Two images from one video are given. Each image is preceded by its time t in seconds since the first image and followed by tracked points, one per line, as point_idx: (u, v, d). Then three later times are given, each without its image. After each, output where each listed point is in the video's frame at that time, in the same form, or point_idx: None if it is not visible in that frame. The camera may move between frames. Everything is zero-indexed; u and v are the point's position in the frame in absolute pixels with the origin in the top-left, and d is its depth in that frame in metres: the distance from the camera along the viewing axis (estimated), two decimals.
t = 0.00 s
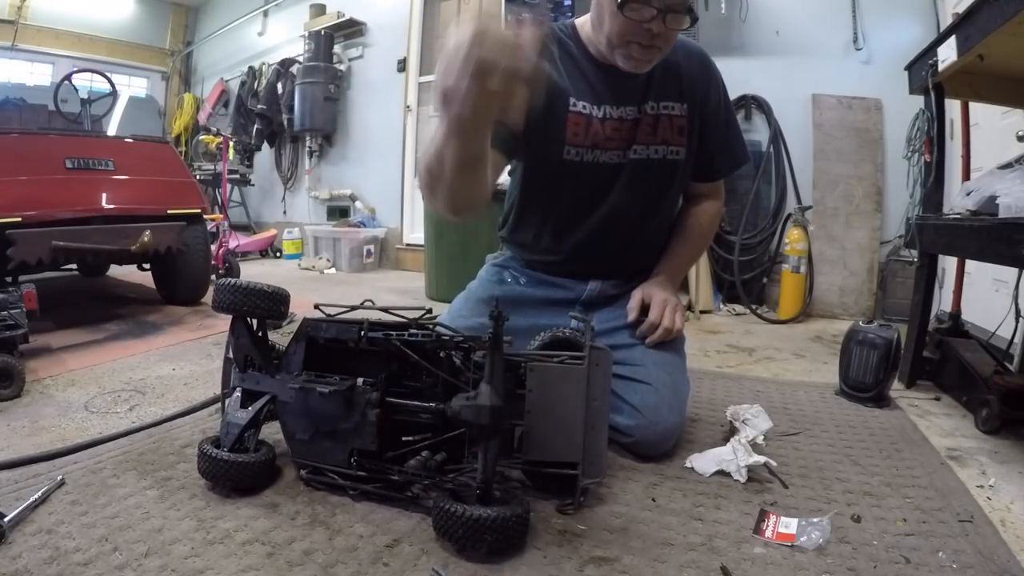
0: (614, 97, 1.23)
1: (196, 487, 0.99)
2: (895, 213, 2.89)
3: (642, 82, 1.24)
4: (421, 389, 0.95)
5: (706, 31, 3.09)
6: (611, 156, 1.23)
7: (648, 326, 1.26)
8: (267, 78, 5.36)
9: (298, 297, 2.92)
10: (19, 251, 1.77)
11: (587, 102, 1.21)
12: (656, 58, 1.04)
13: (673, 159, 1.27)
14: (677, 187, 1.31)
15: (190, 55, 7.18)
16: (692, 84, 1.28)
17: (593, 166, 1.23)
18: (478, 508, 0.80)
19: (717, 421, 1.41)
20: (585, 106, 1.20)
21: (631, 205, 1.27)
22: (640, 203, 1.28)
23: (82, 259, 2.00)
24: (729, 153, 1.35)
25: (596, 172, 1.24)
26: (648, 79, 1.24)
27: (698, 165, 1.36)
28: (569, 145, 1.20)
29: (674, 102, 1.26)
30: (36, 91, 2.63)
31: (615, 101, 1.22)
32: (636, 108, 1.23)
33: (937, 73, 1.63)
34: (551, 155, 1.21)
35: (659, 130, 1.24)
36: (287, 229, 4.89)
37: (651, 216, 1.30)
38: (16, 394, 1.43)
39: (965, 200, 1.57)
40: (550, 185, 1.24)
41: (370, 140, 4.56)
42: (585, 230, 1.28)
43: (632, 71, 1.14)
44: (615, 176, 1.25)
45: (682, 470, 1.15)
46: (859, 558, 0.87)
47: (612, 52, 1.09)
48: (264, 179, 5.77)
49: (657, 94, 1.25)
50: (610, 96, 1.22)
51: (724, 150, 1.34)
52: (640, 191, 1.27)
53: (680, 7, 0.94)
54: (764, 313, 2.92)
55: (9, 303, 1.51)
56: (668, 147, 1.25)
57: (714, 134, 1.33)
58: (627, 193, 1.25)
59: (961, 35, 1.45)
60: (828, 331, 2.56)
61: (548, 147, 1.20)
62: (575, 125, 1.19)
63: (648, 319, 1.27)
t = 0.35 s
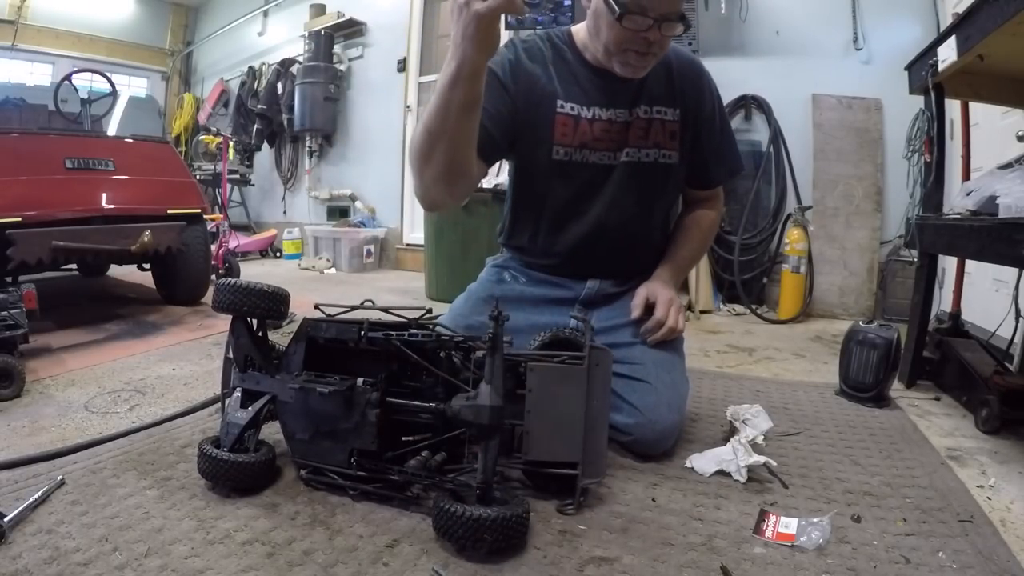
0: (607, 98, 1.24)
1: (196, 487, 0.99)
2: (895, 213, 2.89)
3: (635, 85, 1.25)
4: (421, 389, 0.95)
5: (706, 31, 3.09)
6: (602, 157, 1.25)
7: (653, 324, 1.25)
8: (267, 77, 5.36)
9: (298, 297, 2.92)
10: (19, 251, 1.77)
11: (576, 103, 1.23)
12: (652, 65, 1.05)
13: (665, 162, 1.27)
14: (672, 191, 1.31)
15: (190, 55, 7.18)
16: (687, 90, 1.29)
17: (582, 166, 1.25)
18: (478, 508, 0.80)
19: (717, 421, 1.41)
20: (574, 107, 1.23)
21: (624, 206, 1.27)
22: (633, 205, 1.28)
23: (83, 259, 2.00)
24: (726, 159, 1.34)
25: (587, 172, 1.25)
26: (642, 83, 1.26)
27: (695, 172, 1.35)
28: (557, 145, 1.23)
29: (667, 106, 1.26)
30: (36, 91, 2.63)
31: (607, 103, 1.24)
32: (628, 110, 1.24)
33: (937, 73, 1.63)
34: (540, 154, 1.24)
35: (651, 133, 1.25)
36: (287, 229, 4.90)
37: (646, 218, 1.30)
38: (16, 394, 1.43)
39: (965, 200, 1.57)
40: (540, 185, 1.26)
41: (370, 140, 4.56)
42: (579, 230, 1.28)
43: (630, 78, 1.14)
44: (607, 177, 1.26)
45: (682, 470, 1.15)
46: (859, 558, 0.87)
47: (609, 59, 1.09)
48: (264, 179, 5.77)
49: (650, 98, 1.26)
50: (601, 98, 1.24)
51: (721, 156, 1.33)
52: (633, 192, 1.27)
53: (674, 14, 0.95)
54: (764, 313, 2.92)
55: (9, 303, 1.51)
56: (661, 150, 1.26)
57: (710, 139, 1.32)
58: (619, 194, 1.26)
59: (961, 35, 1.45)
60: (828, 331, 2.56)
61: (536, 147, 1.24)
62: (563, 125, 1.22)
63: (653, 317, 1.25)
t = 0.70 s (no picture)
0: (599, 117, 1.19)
1: (196, 487, 0.99)
2: (895, 213, 2.89)
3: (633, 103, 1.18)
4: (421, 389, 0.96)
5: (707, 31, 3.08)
6: (588, 175, 1.22)
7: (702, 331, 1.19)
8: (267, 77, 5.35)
9: (298, 297, 2.92)
10: (19, 251, 1.77)
11: (565, 117, 1.21)
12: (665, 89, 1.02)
13: (655, 186, 1.23)
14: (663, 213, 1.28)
15: (190, 55, 7.17)
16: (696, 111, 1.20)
17: (566, 182, 1.23)
18: (478, 508, 0.80)
19: (717, 421, 1.41)
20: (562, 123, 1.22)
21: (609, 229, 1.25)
22: (620, 227, 1.25)
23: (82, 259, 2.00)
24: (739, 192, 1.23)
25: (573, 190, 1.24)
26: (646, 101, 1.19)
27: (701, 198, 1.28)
28: (540, 158, 1.24)
29: (667, 128, 1.20)
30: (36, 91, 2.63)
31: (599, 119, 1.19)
32: (623, 129, 1.20)
33: (937, 73, 1.63)
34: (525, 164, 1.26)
35: (645, 155, 1.21)
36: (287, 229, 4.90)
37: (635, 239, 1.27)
38: (16, 394, 1.43)
39: (965, 200, 1.57)
40: (525, 194, 1.28)
41: (370, 140, 4.56)
42: (562, 245, 1.28)
43: (647, 100, 1.11)
44: (592, 197, 1.24)
45: (682, 470, 1.15)
46: (859, 558, 0.87)
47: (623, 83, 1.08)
48: (264, 179, 5.77)
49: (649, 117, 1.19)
50: (594, 113, 1.20)
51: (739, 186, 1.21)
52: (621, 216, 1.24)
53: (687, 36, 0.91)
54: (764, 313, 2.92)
55: (9, 303, 1.51)
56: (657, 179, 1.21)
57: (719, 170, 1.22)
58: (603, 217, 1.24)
59: (961, 35, 1.45)
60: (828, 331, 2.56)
61: (522, 154, 1.26)
62: (548, 139, 1.23)
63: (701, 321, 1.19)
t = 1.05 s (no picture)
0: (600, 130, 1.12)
1: (196, 487, 0.99)
2: (895, 213, 2.89)
3: (638, 116, 1.10)
4: (422, 389, 0.96)
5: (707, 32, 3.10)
6: (587, 189, 1.18)
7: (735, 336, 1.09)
8: (267, 77, 5.36)
9: (298, 297, 2.92)
10: (20, 251, 1.77)
11: (565, 126, 1.15)
12: (640, 91, 0.95)
13: (657, 203, 1.18)
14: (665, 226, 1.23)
15: (190, 55, 7.17)
16: (709, 126, 1.10)
17: (562, 194, 1.19)
18: (478, 508, 0.80)
19: (717, 421, 1.41)
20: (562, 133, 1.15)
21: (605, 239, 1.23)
22: (616, 239, 1.23)
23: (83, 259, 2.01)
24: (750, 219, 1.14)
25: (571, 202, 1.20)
26: (652, 113, 1.10)
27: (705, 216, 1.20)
28: (539, 167, 1.19)
29: (674, 145, 1.11)
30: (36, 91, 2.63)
31: (601, 131, 1.12)
32: (626, 141, 1.12)
33: (937, 73, 1.63)
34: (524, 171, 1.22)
35: (648, 171, 1.14)
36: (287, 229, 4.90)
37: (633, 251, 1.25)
38: (16, 394, 1.43)
39: (964, 200, 1.57)
40: (523, 199, 1.25)
41: (369, 140, 4.55)
42: (558, 252, 1.27)
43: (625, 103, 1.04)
44: (590, 210, 1.20)
45: (682, 470, 1.15)
46: (859, 558, 0.87)
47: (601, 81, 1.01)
48: (264, 179, 5.78)
49: (655, 131, 1.11)
50: (596, 123, 1.13)
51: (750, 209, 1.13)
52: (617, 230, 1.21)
53: (651, 43, 0.83)
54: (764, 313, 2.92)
55: (9, 303, 1.51)
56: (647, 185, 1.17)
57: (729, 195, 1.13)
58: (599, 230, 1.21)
59: (961, 35, 1.45)
60: (828, 331, 2.56)
61: (521, 160, 1.22)
62: (547, 147, 1.17)
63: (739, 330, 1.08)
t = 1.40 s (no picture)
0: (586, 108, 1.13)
1: (196, 487, 0.99)
2: (895, 213, 2.89)
3: (615, 92, 1.12)
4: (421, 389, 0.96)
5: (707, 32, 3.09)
6: (572, 171, 1.17)
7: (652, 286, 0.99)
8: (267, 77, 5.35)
9: (298, 297, 2.92)
10: (20, 251, 1.77)
11: (546, 112, 1.15)
12: (602, 63, 1.00)
13: (644, 180, 1.17)
14: (654, 208, 1.23)
15: (190, 55, 7.16)
16: (681, 99, 1.14)
17: (549, 178, 1.18)
18: (478, 508, 0.80)
19: (717, 421, 1.41)
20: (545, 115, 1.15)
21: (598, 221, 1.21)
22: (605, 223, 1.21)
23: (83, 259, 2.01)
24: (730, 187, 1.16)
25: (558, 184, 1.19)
26: (629, 90, 1.12)
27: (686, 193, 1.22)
28: (521, 155, 1.18)
29: (653, 118, 1.13)
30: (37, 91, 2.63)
31: (582, 111, 1.13)
32: (607, 120, 1.14)
33: (937, 73, 1.63)
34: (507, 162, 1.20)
35: (632, 148, 1.15)
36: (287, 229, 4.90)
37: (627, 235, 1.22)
38: (16, 394, 1.43)
39: (964, 200, 1.57)
40: (509, 192, 1.23)
41: (369, 140, 4.55)
42: (549, 241, 1.24)
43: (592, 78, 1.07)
44: (576, 194, 1.19)
45: (682, 470, 1.15)
46: (859, 558, 0.87)
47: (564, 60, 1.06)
48: (264, 179, 5.77)
49: (635, 108, 1.13)
50: (576, 106, 1.14)
51: (731, 182, 1.15)
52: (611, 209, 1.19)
53: (608, 13, 0.89)
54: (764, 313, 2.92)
55: (9, 303, 1.51)
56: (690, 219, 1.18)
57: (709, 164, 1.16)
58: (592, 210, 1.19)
59: (961, 35, 1.45)
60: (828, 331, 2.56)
61: (503, 152, 1.20)
62: (528, 135, 1.16)
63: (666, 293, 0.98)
